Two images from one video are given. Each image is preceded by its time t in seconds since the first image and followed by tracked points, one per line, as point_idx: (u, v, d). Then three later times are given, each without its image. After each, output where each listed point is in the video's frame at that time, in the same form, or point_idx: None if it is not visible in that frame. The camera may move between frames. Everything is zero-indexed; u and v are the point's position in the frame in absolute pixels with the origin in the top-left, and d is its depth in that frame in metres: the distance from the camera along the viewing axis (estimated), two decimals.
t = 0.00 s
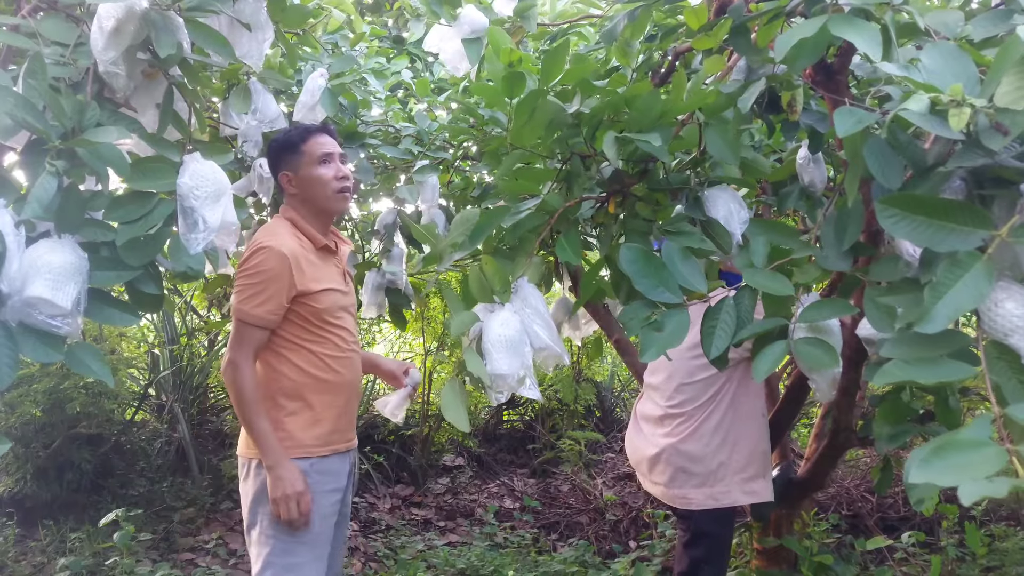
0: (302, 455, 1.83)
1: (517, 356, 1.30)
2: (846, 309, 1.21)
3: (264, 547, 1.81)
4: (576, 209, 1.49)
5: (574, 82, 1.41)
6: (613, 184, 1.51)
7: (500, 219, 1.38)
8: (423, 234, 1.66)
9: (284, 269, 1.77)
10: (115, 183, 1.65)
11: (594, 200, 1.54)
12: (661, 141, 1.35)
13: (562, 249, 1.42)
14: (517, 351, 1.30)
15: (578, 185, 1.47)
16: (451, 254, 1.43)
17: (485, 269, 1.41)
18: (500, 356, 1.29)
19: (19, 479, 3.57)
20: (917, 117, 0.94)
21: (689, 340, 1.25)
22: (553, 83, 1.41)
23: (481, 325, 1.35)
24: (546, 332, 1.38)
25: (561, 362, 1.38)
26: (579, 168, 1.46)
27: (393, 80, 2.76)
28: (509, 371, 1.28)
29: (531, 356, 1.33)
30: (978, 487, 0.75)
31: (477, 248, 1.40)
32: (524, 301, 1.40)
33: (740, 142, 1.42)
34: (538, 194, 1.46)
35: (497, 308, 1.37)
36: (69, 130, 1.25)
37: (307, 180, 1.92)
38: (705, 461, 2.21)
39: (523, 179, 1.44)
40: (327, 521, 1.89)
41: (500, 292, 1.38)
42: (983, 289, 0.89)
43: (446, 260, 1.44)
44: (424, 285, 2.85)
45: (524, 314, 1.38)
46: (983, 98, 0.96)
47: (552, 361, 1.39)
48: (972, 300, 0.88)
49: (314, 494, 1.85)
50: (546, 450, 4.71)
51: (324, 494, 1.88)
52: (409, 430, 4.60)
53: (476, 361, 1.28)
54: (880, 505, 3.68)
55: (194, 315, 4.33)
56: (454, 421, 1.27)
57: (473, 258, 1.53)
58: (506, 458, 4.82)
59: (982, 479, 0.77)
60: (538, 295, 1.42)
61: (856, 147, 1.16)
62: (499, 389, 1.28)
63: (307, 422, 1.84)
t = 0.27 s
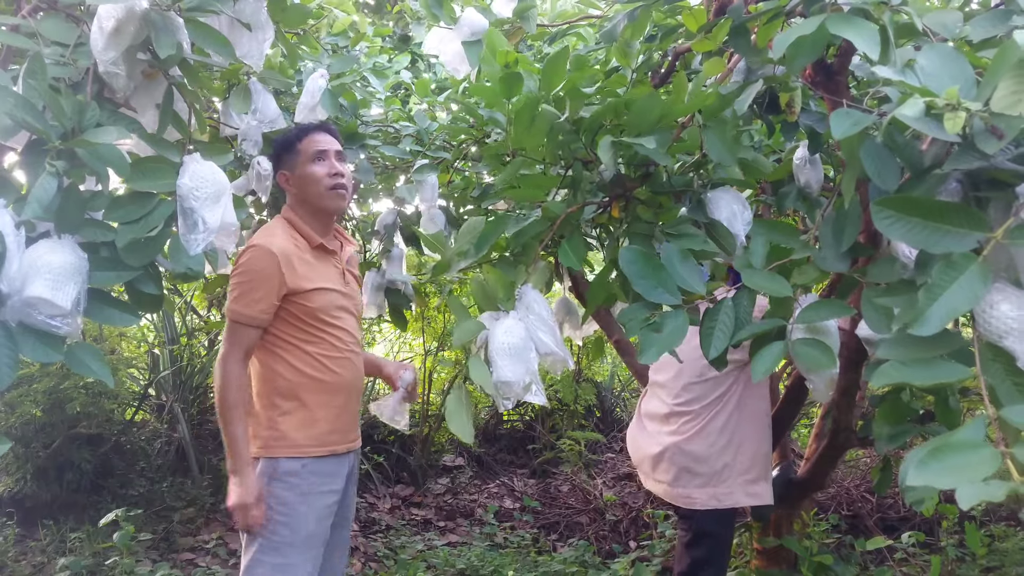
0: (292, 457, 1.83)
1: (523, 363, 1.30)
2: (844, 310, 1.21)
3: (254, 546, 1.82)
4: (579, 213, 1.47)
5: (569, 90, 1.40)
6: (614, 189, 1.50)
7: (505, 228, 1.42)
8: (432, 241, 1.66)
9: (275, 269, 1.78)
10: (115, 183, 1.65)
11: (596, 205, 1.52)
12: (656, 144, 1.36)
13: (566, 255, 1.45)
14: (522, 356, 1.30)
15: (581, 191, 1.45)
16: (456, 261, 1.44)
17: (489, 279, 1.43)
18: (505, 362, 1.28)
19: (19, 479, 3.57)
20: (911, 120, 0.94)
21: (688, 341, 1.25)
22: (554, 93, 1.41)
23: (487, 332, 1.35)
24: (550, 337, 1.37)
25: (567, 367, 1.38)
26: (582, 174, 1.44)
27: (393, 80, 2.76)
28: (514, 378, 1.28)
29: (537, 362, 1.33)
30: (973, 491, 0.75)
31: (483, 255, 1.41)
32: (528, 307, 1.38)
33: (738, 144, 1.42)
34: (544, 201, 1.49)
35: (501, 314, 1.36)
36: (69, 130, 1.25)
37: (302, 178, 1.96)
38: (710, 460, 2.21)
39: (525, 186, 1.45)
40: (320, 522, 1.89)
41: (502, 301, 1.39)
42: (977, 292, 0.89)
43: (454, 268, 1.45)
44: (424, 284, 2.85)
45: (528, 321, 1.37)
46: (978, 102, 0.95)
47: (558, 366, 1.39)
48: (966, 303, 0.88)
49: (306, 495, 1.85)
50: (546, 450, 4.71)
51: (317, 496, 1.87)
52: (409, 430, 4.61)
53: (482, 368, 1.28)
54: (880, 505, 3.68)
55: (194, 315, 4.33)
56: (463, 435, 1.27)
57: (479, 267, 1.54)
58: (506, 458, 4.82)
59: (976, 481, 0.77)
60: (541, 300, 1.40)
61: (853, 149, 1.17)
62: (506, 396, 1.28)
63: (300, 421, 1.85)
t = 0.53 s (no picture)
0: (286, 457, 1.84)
1: (521, 358, 1.31)
2: (842, 310, 1.22)
3: (249, 544, 1.84)
4: (577, 211, 1.49)
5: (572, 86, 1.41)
6: (613, 185, 1.51)
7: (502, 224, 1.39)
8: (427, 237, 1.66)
9: (272, 268, 1.79)
10: (116, 184, 1.66)
11: (594, 202, 1.53)
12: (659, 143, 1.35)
13: (565, 254, 1.46)
14: (520, 352, 1.31)
15: (579, 188, 1.46)
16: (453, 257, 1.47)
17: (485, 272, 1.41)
18: (503, 358, 1.29)
19: (19, 479, 3.57)
20: (911, 122, 0.95)
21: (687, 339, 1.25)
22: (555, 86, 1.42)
23: (484, 328, 1.35)
24: (548, 334, 1.39)
25: (564, 364, 1.39)
26: (580, 171, 1.45)
27: (393, 80, 2.76)
28: (511, 373, 1.28)
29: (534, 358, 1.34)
30: (971, 491, 0.75)
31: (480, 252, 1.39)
32: (526, 304, 1.39)
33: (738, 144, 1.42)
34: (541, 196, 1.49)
35: (499, 309, 1.37)
36: (70, 130, 1.26)
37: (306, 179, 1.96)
38: (719, 460, 2.21)
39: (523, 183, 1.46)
40: (316, 523, 1.89)
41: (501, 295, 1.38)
42: (975, 293, 0.89)
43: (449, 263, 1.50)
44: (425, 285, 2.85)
45: (526, 317, 1.38)
46: (978, 103, 0.95)
47: (555, 363, 1.40)
48: (964, 304, 0.89)
49: (301, 496, 1.85)
50: (546, 449, 4.72)
51: (313, 496, 1.87)
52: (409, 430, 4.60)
53: (479, 363, 1.28)
54: (880, 504, 3.68)
55: (194, 315, 4.33)
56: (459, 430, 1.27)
57: (476, 261, 1.55)
58: (506, 457, 4.83)
59: (973, 483, 0.77)
60: (540, 297, 1.41)
61: (852, 150, 1.17)
62: (502, 392, 1.28)
63: (297, 420, 1.85)
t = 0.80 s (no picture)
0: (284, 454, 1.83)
1: (513, 345, 1.31)
2: (845, 308, 1.22)
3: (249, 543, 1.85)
4: (575, 204, 1.50)
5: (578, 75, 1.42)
6: (611, 178, 1.53)
7: (498, 214, 1.42)
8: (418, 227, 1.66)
9: (274, 268, 1.79)
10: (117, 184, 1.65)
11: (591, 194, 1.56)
12: (664, 136, 1.37)
13: (561, 244, 1.44)
14: (513, 341, 1.31)
15: (575, 180, 1.49)
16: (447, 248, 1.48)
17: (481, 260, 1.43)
18: (496, 346, 1.29)
19: (19, 479, 3.57)
20: (916, 118, 0.95)
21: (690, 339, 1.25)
22: (555, 76, 1.42)
23: (477, 315, 1.36)
24: (541, 325, 1.39)
25: (556, 356, 1.38)
26: (577, 163, 1.49)
27: (393, 80, 2.76)
28: (505, 361, 1.29)
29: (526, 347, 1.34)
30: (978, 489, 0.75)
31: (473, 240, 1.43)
32: (521, 293, 1.41)
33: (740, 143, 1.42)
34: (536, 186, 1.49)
35: (492, 296, 1.38)
36: (71, 130, 1.26)
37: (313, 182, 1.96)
38: (726, 459, 2.21)
39: (520, 174, 1.46)
40: (315, 521, 1.89)
41: (496, 282, 1.37)
42: (980, 290, 0.89)
43: (443, 251, 1.49)
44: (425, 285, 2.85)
45: (521, 306, 1.39)
46: (982, 99, 0.96)
47: (547, 355, 1.39)
48: (969, 301, 0.89)
49: (300, 494, 1.85)
50: (546, 449, 4.72)
51: (312, 494, 1.87)
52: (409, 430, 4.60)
53: (471, 348, 1.29)
54: (881, 504, 3.68)
55: (194, 314, 4.32)
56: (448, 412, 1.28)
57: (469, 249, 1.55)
58: (506, 458, 4.82)
59: (979, 480, 0.77)
60: (534, 288, 1.43)
61: (855, 147, 1.17)
62: (495, 378, 1.29)
63: (295, 420, 1.85)
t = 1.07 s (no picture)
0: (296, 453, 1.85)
1: (514, 349, 1.31)
2: (848, 308, 1.22)
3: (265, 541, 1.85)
4: (577, 206, 1.50)
5: (577, 78, 1.41)
6: (612, 179, 1.53)
7: (500, 216, 1.41)
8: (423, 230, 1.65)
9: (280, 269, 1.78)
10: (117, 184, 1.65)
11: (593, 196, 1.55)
12: (664, 137, 1.36)
13: (561, 244, 1.44)
14: (514, 344, 1.31)
15: (576, 181, 1.49)
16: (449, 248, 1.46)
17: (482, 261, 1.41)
18: (498, 349, 1.29)
19: (19, 479, 3.57)
20: (922, 117, 0.95)
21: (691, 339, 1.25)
22: (555, 78, 1.42)
23: (478, 318, 1.36)
24: (542, 327, 1.39)
25: (556, 358, 1.40)
26: (578, 165, 1.49)
27: (394, 80, 2.76)
28: (506, 365, 1.29)
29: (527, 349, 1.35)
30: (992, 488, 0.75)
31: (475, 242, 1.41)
32: (522, 295, 1.41)
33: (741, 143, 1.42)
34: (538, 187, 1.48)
35: (494, 300, 1.37)
36: (71, 130, 1.26)
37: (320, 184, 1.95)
38: (729, 458, 2.21)
39: (521, 176, 1.45)
40: (330, 520, 1.90)
41: (497, 285, 1.36)
42: (985, 290, 0.89)
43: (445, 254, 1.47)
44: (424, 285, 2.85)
45: (522, 309, 1.39)
46: (986, 97, 0.96)
47: (547, 355, 1.41)
48: (974, 301, 0.89)
49: (315, 493, 1.87)
50: (546, 450, 4.71)
51: (326, 493, 1.88)
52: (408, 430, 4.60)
53: (474, 353, 1.29)
54: (880, 504, 3.68)
55: (195, 315, 4.32)
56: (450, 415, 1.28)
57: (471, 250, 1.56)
58: (506, 458, 4.82)
59: (992, 479, 0.77)
60: (535, 290, 1.43)
61: (858, 146, 1.14)
62: (496, 382, 1.29)
63: (299, 422, 1.85)
